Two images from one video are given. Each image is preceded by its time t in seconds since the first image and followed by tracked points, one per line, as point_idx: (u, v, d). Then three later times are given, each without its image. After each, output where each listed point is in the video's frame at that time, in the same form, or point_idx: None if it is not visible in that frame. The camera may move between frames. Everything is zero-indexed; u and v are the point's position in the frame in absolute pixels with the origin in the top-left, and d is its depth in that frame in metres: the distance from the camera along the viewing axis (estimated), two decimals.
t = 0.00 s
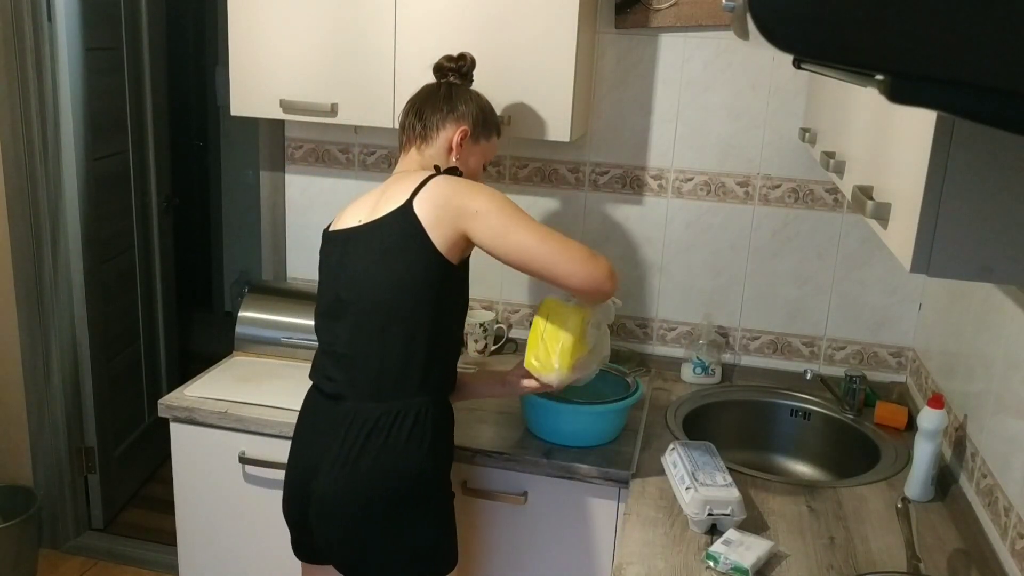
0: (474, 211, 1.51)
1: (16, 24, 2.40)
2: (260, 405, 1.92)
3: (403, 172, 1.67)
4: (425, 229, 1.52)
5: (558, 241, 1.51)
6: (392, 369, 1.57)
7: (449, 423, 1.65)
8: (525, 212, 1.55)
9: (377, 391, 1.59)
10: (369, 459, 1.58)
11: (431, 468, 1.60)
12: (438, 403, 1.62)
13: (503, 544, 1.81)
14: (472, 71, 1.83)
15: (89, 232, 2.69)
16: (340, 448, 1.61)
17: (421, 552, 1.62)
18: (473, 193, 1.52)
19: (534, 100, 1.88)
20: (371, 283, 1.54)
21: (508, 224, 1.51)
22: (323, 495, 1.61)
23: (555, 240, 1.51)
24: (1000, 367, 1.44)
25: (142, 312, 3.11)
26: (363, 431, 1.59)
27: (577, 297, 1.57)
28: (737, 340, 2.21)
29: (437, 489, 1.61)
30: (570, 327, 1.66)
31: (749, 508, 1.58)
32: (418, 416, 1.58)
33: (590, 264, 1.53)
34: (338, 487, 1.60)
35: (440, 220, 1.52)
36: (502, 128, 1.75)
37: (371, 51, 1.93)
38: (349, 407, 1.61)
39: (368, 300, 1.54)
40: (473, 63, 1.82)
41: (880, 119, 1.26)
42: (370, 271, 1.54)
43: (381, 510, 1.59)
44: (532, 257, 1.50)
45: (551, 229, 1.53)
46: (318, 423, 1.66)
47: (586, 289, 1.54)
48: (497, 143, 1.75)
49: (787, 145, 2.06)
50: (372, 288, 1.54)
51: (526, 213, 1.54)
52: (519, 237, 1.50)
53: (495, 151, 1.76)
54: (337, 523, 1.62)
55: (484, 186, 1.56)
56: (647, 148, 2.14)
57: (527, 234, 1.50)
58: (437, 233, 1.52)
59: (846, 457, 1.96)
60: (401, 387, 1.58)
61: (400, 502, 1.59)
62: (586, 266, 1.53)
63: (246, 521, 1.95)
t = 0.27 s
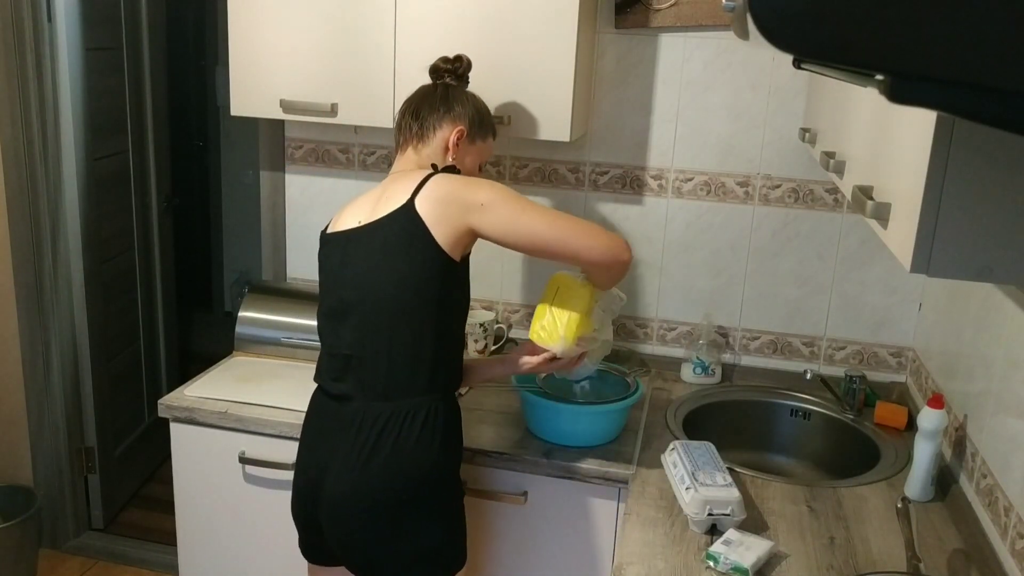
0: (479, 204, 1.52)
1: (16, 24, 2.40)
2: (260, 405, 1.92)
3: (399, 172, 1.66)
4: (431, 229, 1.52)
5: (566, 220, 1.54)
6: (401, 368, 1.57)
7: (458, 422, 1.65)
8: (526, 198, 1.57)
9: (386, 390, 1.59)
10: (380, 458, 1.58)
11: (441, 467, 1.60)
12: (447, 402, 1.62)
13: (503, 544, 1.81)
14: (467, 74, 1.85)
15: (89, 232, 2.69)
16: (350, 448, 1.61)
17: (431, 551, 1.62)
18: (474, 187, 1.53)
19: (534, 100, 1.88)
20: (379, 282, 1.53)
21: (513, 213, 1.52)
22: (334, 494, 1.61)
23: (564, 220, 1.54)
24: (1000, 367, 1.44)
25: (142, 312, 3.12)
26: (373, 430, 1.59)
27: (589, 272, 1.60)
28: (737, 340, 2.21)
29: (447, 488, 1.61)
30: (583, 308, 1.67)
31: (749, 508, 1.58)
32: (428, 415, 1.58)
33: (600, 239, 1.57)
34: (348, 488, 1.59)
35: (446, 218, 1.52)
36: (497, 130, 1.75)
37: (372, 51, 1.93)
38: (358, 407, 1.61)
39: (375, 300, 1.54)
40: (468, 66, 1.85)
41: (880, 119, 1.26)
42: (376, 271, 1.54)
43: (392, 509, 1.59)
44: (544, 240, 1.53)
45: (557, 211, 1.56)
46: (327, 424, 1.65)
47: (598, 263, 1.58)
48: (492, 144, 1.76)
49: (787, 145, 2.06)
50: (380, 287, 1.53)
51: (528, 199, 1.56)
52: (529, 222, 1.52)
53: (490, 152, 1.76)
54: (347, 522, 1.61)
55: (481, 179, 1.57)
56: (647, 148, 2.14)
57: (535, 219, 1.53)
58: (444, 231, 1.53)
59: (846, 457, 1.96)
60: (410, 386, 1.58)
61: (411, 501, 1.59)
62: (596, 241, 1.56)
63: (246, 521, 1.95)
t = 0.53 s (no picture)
0: (479, 200, 1.53)
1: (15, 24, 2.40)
2: (260, 405, 1.92)
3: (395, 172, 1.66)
4: (432, 227, 1.52)
5: (566, 209, 1.56)
6: (404, 369, 1.57)
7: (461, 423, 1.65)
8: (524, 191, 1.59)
9: (389, 391, 1.58)
10: (384, 459, 1.58)
11: (445, 467, 1.60)
12: (450, 402, 1.62)
13: (503, 544, 1.81)
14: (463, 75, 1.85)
15: (89, 232, 2.69)
16: (353, 450, 1.60)
17: (435, 551, 1.62)
18: (472, 183, 1.54)
19: (534, 100, 1.88)
20: (380, 284, 1.53)
21: (513, 206, 1.53)
22: (337, 496, 1.61)
23: (564, 209, 1.56)
24: (1000, 367, 1.44)
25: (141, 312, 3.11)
26: (376, 431, 1.59)
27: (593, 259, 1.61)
28: (737, 340, 2.21)
29: (450, 488, 1.61)
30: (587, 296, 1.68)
31: (749, 508, 1.58)
32: (431, 416, 1.58)
33: (600, 226, 1.59)
34: (352, 489, 1.59)
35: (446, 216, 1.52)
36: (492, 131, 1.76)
37: (372, 51, 1.93)
38: (360, 408, 1.61)
39: (377, 300, 1.54)
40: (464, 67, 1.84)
41: (880, 119, 1.26)
42: (377, 272, 1.54)
43: (396, 509, 1.59)
44: (547, 229, 1.54)
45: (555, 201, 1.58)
46: (329, 425, 1.65)
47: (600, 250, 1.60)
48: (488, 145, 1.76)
49: (787, 145, 2.06)
50: (381, 288, 1.53)
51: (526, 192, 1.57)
52: (530, 213, 1.54)
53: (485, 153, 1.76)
54: (351, 523, 1.61)
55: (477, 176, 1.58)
56: (647, 148, 2.14)
57: (536, 210, 1.54)
58: (446, 228, 1.53)
59: (846, 457, 1.96)
60: (413, 387, 1.58)
61: (415, 502, 1.59)
62: (597, 227, 1.58)
63: (246, 521, 1.95)
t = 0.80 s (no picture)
0: (477, 199, 1.52)
1: (16, 23, 2.40)
2: (260, 405, 1.92)
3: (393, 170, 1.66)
4: (429, 228, 1.52)
5: (564, 207, 1.56)
6: (404, 369, 1.57)
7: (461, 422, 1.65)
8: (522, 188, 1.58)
9: (390, 391, 1.58)
10: (384, 459, 1.58)
11: (446, 467, 1.60)
12: (450, 403, 1.62)
13: (503, 544, 1.81)
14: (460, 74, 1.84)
15: (89, 232, 2.69)
16: (354, 450, 1.61)
17: (436, 550, 1.62)
18: (470, 181, 1.53)
19: (534, 100, 1.88)
20: (381, 284, 1.53)
21: (511, 204, 1.53)
22: (338, 496, 1.61)
23: (562, 207, 1.56)
24: (1000, 367, 1.44)
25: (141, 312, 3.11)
26: (377, 431, 1.59)
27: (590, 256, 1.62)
28: (737, 340, 2.21)
29: (451, 488, 1.61)
30: (586, 289, 1.69)
31: (749, 508, 1.58)
32: (432, 416, 1.58)
33: (598, 223, 1.59)
34: (354, 489, 1.59)
35: (444, 215, 1.52)
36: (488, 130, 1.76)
37: (371, 51, 1.93)
38: (361, 408, 1.61)
39: (377, 301, 1.54)
40: (461, 66, 1.83)
41: (880, 118, 1.26)
42: (376, 272, 1.53)
43: (397, 509, 1.59)
44: (545, 227, 1.54)
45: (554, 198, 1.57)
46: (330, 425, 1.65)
47: (597, 248, 1.60)
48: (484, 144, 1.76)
49: (787, 145, 2.06)
50: (381, 289, 1.53)
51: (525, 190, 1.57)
52: (528, 212, 1.54)
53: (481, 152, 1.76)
54: (353, 523, 1.61)
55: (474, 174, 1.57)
56: (647, 148, 2.14)
57: (534, 208, 1.54)
58: (443, 228, 1.53)
59: (846, 457, 1.96)
60: (414, 387, 1.58)
61: (416, 502, 1.59)
62: (595, 224, 1.58)
63: (246, 521, 1.95)
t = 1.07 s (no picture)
0: (477, 200, 1.52)
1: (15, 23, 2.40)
2: (259, 405, 1.92)
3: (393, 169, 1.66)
4: (429, 229, 1.52)
5: (564, 209, 1.56)
6: (404, 368, 1.57)
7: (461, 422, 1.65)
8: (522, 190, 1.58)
9: (390, 390, 1.59)
10: (385, 458, 1.58)
11: (446, 467, 1.60)
12: (450, 402, 1.62)
13: (503, 543, 1.81)
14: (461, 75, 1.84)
15: (89, 232, 2.69)
16: (354, 450, 1.61)
17: (437, 550, 1.62)
18: (470, 183, 1.53)
19: (534, 100, 1.88)
20: (380, 284, 1.53)
21: (511, 206, 1.53)
22: (338, 495, 1.61)
23: (562, 209, 1.56)
24: (1000, 367, 1.44)
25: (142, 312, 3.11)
26: (377, 430, 1.59)
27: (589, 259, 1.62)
28: (737, 340, 2.21)
29: (451, 488, 1.61)
30: (587, 296, 1.69)
31: (749, 508, 1.58)
32: (432, 415, 1.58)
33: (597, 225, 1.59)
34: (354, 488, 1.59)
35: (443, 217, 1.52)
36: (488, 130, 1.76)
37: (371, 51, 1.93)
38: (361, 408, 1.61)
39: (377, 300, 1.54)
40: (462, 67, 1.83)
41: (880, 118, 1.26)
42: (376, 272, 1.53)
43: (398, 509, 1.59)
44: (544, 229, 1.54)
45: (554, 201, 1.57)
46: (330, 425, 1.66)
47: (597, 250, 1.60)
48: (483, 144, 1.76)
49: (787, 145, 2.06)
50: (381, 289, 1.53)
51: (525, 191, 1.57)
52: (527, 214, 1.54)
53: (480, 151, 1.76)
54: (353, 523, 1.61)
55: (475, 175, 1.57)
56: (647, 148, 2.14)
57: (534, 210, 1.54)
58: (443, 230, 1.53)
59: (846, 456, 1.96)
60: (414, 386, 1.58)
61: (416, 501, 1.59)
62: (594, 227, 1.58)
63: (246, 521, 1.95)
